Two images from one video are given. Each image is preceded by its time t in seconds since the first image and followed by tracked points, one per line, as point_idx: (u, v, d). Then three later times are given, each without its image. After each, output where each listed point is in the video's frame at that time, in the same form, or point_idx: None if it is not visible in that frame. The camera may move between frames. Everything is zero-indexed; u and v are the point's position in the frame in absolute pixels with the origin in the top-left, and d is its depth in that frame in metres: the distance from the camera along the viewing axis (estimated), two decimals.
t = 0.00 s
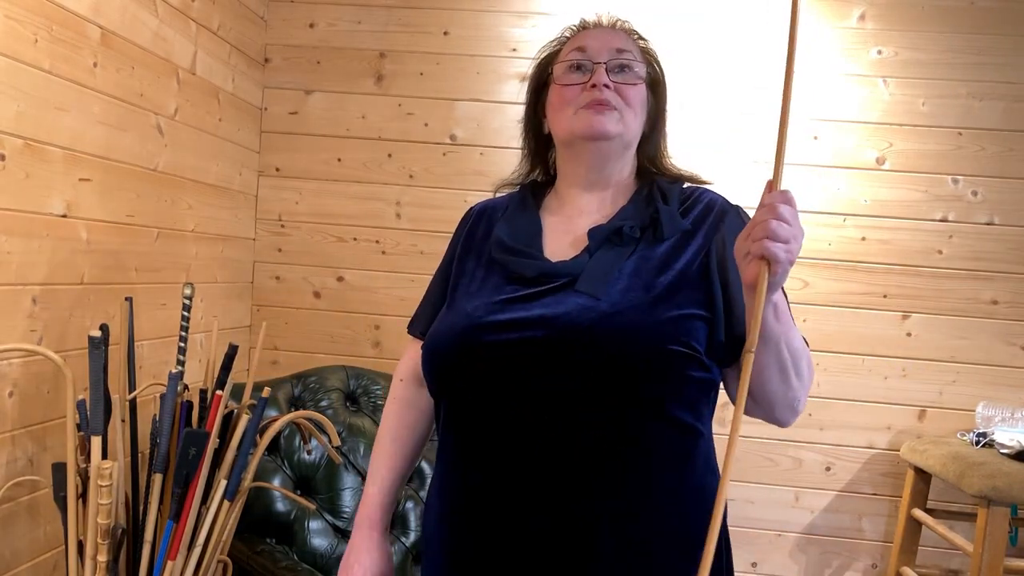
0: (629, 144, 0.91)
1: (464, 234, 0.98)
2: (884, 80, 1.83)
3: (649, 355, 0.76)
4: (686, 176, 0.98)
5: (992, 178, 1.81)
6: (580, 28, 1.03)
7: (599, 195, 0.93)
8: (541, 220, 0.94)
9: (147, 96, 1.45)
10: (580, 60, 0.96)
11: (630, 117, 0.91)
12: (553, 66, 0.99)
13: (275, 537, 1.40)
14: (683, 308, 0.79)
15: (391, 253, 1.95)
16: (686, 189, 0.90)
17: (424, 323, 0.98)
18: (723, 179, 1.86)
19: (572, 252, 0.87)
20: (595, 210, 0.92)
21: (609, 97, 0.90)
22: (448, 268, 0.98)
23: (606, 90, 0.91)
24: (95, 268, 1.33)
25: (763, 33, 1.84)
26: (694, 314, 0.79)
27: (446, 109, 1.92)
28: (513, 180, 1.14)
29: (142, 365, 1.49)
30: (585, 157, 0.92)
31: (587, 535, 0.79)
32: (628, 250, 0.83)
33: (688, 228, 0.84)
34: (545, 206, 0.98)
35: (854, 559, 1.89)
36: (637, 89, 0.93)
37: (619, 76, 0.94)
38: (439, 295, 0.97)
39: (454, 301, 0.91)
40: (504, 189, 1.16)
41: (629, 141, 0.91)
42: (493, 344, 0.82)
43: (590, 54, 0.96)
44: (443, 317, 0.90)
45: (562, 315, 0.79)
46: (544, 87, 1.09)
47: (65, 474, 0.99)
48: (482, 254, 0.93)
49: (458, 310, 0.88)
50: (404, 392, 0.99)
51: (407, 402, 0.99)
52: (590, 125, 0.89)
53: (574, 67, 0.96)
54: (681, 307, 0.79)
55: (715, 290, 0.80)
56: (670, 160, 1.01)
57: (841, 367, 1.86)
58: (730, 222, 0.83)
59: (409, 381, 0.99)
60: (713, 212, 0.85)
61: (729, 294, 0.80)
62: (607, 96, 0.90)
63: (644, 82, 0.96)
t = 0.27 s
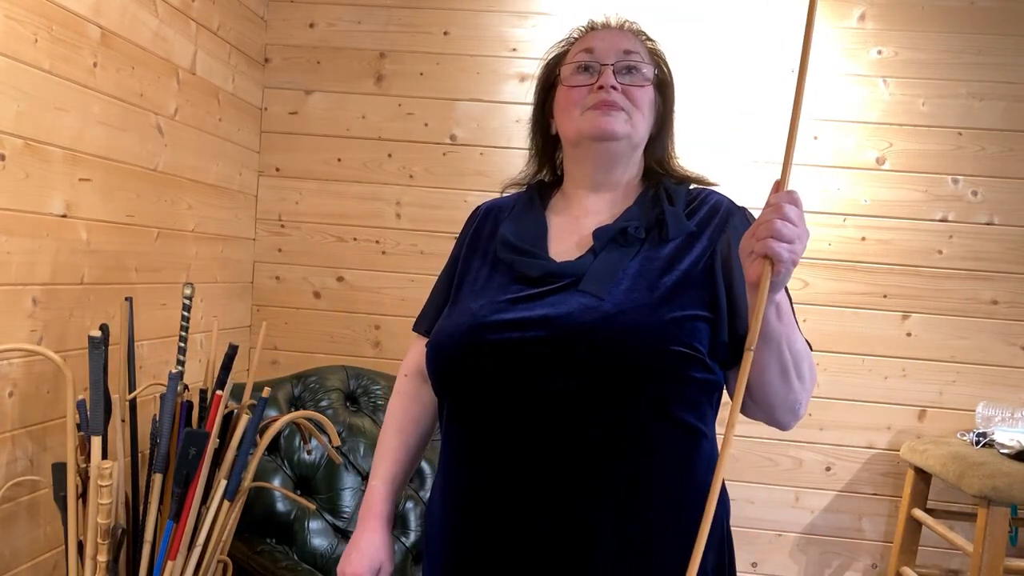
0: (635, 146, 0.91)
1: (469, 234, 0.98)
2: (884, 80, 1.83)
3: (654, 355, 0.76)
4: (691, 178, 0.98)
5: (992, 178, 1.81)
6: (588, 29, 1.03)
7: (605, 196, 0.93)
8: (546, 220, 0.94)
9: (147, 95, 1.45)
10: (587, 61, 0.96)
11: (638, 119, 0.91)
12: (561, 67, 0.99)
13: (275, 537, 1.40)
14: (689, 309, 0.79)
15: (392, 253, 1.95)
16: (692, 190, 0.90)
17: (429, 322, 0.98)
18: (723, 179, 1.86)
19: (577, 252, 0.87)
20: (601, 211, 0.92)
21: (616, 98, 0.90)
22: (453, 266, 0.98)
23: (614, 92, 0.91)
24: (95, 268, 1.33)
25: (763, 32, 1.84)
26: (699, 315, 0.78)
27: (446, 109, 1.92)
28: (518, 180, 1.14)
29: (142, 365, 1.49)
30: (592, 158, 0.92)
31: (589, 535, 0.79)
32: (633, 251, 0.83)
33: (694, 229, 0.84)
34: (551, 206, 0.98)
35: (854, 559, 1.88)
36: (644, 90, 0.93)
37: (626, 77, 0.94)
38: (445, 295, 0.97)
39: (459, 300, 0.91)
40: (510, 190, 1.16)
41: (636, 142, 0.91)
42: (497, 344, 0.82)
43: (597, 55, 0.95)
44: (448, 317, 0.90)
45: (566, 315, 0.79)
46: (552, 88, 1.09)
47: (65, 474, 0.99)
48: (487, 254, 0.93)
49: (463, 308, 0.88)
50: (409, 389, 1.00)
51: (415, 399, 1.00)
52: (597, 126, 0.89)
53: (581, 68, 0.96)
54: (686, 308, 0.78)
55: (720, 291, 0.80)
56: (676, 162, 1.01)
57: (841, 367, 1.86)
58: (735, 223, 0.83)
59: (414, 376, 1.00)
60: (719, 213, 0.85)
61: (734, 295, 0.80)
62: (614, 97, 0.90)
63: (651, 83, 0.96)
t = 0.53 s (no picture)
0: (639, 146, 0.91)
1: (472, 233, 0.98)
2: (884, 80, 1.83)
3: (658, 355, 0.76)
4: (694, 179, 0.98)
5: (992, 178, 1.81)
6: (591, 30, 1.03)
7: (609, 197, 0.93)
8: (549, 221, 0.94)
9: (147, 95, 1.45)
10: (591, 62, 0.96)
11: (641, 119, 0.91)
12: (565, 68, 0.99)
13: (275, 537, 1.40)
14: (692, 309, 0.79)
15: (392, 253, 1.95)
16: (695, 190, 0.90)
17: (433, 321, 0.98)
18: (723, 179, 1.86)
19: (581, 252, 0.87)
20: (605, 211, 0.92)
21: (620, 99, 0.90)
22: (457, 265, 0.99)
23: (617, 92, 0.91)
24: (95, 268, 1.33)
25: (764, 32, 1.84)
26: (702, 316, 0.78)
27: (446, 109, 1.92)
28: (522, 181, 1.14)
29: (142, 365, 1.49)
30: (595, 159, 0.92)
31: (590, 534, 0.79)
32: (636, 251, 0.83)
33: (698, 229, 0.84)
34: (555, 207, 0.98)
35: (854, 559, 1.88)
36: (648, 91, 0.93)
37: (631, 77, 0.94)
38: (448, 294, 0.97)
39: (463, 299, 0.91)
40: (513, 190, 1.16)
41: (640, 143, 0.91)
42: (500, 343, 0.82)
43: (601, 56, 0.95)
44: (451, 316, 0.90)
45: (569, 315, 0.79)
46: (555, 89, 1.09)
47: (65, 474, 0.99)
48: (490, 253, 0.93)
49: (466, 307, 0.88)
50: (411, 389, 1.00)
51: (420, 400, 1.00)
52: (601, 126, 0.89)
53: (585, 69, 0.96)
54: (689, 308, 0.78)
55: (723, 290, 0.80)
56: (681, 162, 1.01)
57: (840, 367, 1.86)
58: (739, 223, 0.83)
59: (418, 377, 1.00)
60: (722, 213, 0.85)
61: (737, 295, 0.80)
62: (617, 97, 0.90)
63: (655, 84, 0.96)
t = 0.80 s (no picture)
0: (640, 146, 0.91)
1: (474, 234, 0.98)
2: (884, 80, 1.83)
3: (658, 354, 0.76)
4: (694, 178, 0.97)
5: (992, 178, 1.81)
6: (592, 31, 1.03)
7: (610, 197, 0.93)
8: (550, 221, 0.94)
9: (147, 95, 1.45)
10: (592, 62, 0.96)
11: (642, 119, 0.91)
12: (566, 69, 0.99)
13: (275, 537, 1.40)
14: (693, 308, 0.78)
15: (392, 253, 1.95)
16: (696, 190, 0.90)
17: (434, 321, 0.98)
18: (723, 179, 1.86)
19: (581, 252, 0.87)
20: (605, 211, 0.92)
21: (620, 99, 0.90)
22: (459, 265, 0.99)
23: (618, 93, 0.91)
24: (95, 268, 1.33)
25: (763, 32, 1.84)
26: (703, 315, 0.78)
27: (446, 109, 1.92)
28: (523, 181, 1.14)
29: (142, 365, 1.49)
30: (596, 159, 0.92)
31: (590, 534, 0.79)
32: (637, 251, 0.83)
33: (698, 229, 0.84)
34: (556, 207, 0.98)
35: (854, 559, 1.88)
36: (649, 91, 0.93)
37: (632, 78, 0.94)
38: (450, 295, 0.97)
39: (465, 299, 0.91)
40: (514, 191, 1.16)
41: (641, 143, 0.91)
42: (501, 342, 0.82)
43: (602, 56, 0.95)
44: (452, 315, 0.90)
45: (570, 314, 0.79)
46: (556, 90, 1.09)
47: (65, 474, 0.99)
48: (492, 253, 0.93)
49: (468, 307, 0.88)
50: (411, 390, 1.00)
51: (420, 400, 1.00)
52: (602, 127, 0.89)
53: (586, 69, 0.96)
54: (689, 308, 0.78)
55: (725, 290, 0.79)
56: (682, 162, 1.01)
57: (840, 367, 1.86)
58: (740, 223, 0.83)
59: (418, 377, 1.00)
60: (723, 214, 0.85)
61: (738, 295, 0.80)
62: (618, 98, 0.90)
63: (656, 84, 0.96)
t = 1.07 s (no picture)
0: (640, 142, 0.91)
1: (473, 234, 0.99)
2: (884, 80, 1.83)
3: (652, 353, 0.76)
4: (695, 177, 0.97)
5: (992, 177, 1.81)
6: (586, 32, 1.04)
7: (611, 194, 0.93)
8: (551, 221, 0.94)
9: (147, 95, 1.45)
10: (588, 63, 0.96)
11: (641, 115, 0.91)
12: (562, 71, 1.00)
13: (275, 537, 1.40)
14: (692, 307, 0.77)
15: (392, 253, 1.95)
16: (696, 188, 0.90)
17: (433, 320, 0.99)
18: (723, 180, 1.86)
19: (581, 250, 0.87)
20: (607, 208, 0.92)
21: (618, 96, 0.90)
22: (458, 265, 0.99)
23: (616, 91, 0.91)
24: (95, 268, 1.33)
25: (763, 32, 1.84)
26: (700, 314, 0.77)
27: (446, 109, 1.92)
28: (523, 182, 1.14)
29: (142, 365, 1.49)
30: (596, 158, 0.92)
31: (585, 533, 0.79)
32: (634, 250, 0.83)
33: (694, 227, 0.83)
34: (557, 207, 0.98)
35: (854, 559, 1.88)
36: (646, 86, 0.93)
37: (628, 74, 0.94)
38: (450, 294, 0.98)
39: (462, 297, 0.91)
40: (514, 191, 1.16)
41: (641, 140, 0.91)
42: (495, 341, 0.82)
43: (598, 56, 0.96)
44: (449, 315, 0.91)
45: (563, 313, 0.79)
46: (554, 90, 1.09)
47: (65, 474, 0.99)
48: (490, 252, 0.94)
49: (464, 305, 0.88)
50: (411, 390, 1.01)
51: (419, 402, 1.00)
52: (602, 126, 0.89)
53: (582, 70, 0.96)
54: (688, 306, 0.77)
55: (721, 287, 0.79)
56: (682, 161, 1.01)
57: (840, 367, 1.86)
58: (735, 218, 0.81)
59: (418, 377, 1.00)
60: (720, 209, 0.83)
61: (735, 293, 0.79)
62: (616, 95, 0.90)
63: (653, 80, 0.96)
